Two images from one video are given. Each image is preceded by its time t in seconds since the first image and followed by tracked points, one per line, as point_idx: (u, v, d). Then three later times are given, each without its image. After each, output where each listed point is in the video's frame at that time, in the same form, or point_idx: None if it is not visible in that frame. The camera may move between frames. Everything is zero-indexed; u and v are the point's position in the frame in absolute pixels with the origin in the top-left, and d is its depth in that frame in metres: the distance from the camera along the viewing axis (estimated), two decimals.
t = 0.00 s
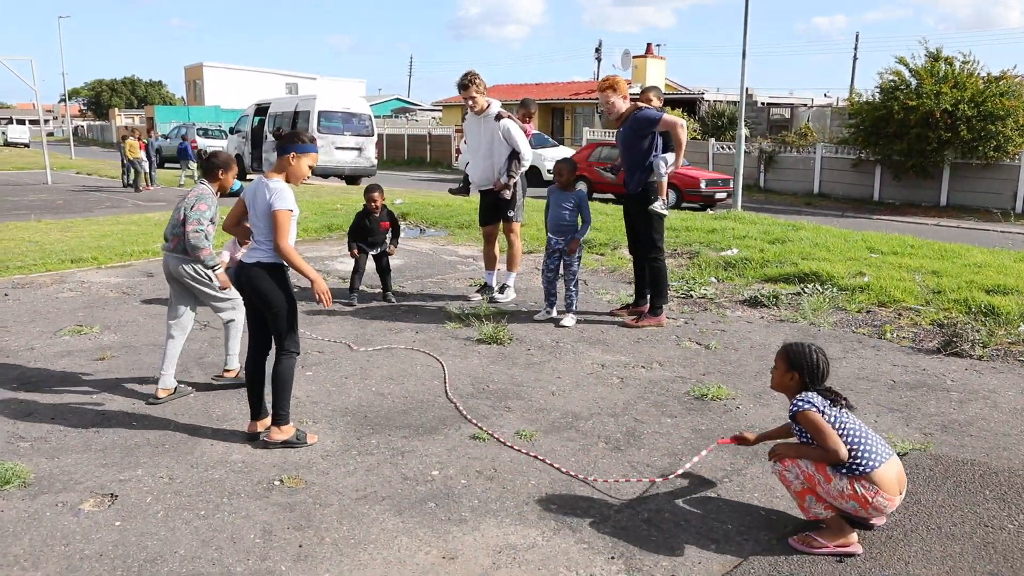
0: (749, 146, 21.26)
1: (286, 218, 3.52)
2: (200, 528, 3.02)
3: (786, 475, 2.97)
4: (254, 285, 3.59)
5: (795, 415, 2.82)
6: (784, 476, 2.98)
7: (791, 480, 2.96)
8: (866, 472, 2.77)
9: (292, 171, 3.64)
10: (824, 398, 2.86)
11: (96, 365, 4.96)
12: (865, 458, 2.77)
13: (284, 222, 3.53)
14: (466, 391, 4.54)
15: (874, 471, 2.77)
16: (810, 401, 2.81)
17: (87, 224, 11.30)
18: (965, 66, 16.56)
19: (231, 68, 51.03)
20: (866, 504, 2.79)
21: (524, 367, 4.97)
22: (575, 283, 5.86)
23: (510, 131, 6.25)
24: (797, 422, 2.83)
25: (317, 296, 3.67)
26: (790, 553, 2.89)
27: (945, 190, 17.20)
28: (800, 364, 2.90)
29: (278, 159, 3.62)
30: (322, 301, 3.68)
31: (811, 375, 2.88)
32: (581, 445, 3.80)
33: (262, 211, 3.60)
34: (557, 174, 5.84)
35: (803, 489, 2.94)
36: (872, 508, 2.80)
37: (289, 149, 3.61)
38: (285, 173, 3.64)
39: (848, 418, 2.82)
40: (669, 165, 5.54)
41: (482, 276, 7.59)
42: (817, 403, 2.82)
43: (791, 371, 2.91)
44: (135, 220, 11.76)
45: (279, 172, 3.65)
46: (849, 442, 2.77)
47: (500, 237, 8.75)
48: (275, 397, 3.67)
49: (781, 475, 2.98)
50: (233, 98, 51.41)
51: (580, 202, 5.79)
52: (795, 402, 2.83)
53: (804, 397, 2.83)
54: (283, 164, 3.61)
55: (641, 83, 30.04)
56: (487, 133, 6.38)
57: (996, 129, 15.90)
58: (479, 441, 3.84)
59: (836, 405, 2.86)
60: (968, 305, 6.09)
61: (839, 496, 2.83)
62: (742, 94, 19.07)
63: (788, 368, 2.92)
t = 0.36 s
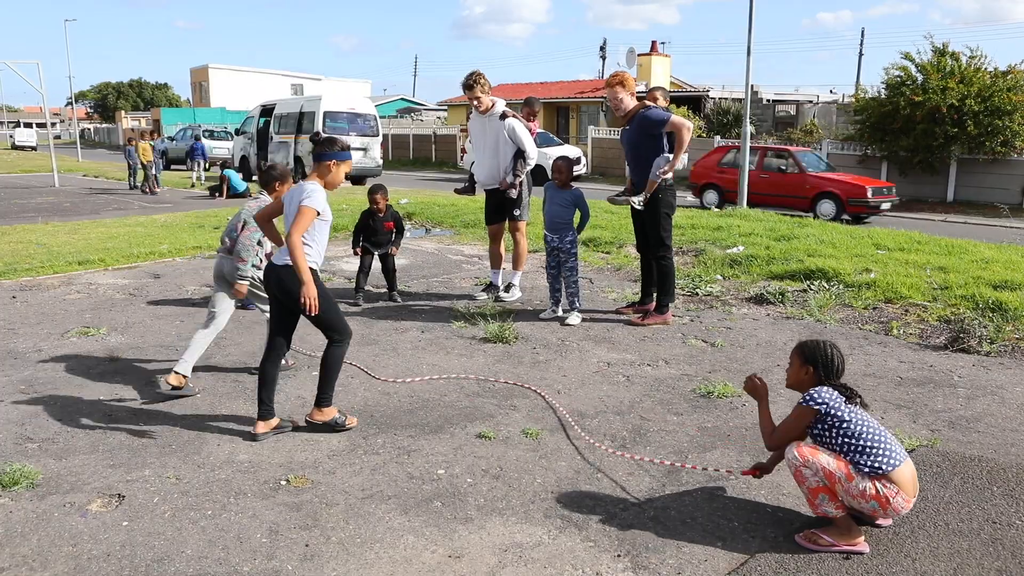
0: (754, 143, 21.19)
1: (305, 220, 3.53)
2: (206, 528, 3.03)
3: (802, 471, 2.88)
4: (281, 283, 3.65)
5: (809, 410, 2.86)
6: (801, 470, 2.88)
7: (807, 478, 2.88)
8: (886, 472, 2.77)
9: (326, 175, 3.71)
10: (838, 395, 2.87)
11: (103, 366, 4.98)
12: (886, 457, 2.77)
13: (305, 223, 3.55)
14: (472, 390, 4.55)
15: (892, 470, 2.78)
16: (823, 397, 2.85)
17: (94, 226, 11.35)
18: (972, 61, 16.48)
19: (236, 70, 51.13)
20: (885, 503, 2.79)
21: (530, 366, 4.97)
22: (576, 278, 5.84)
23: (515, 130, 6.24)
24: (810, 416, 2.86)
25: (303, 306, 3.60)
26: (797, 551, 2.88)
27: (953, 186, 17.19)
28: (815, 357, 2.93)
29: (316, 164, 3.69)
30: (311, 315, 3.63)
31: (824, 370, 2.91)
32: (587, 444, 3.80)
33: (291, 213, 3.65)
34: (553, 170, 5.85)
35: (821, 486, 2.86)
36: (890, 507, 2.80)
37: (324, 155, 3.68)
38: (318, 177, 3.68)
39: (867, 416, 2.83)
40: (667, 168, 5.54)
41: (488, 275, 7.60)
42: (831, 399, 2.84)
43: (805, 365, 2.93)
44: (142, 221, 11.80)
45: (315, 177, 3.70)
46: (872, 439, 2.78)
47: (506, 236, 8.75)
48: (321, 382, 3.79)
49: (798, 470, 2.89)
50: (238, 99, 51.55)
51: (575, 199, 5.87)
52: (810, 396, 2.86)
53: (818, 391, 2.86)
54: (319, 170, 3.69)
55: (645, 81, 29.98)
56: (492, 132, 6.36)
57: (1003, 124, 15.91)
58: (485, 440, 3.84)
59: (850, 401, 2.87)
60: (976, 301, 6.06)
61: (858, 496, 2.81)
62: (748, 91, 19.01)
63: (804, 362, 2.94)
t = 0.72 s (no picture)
0: (754, 145, 21.20)
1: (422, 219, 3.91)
2: (204, 528, 3.03)
3: (797, 472, 2.92)
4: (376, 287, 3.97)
5: (810, 418, 2.84)
6: (796, 472, 2.93)
7: (803, 479, 2.91)
8: (881, 487, 2.75)
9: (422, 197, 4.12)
10: (843, 406, 2.83)
11: (102, 366, 4.99)
12: (882, 473, 2.75)
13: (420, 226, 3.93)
14: (470, 390, 4.55)
15: (886, 485, 2.76)
16: (826, 406, 2.82)
17: (93, 227, 11.35)
18: (971, 63, 16.49)
19: (236, 71, 51.17)
20: (875, 517, 2.79)
21: (529, 367, 4.97)
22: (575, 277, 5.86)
23: (514, 133, 6.23)
24: (811, 424, 2.84)
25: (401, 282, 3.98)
26: (795, 552, 2.88)
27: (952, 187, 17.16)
28: (823, 364, 2.90)
29: (412, 184, 4.13)
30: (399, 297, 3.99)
31: (832, 377, 2.88)
32: (585, 445, 3.80)
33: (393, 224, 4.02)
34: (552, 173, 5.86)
35: (814, 488, 2.89)
36: (880, 521, 2.79)
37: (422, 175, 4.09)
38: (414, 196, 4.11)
39: (871, 427, 2.79)
40: (669, 170, 5.56)
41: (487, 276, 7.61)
42: (833, 412, 2.80)
43: (813, 370, 2.92)
44: (141, 222, 11.81)
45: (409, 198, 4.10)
46: (871, 454, 2.75)
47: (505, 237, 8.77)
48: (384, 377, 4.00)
49: (794, 471, 2.93)
50: (238, 101, 51.58)
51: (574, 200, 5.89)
52: (816, 405, 2.84)
53: (822, 402, 2.84)
54: (415, 188, 4.10)
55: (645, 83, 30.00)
56: (491, 134, 6.35)
57: (1003, 126, 15.89)
58: (484, 440, 3.84)
59: (854, 413, 2.82)
60: (974, 302, 6.06)
61: (849, 506, 2.81)
62: (748, 93, 19.02)
63: (812, 368, 2.92)
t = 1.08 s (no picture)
0: (750, 146, 21.23)
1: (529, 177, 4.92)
2: (198, 529, 3.02)
3: (793, 472, 2.92)
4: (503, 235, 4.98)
5: (808, 420, 2.82)
6: (792, 472, 2.93)
7: (799, 480, 2.91)
8: (877, 489, 2.76)
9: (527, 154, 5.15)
10: (840, 408, 2.82)
11: (96, 368, 4.98)
12: (879, 475, 2.76)
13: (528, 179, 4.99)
14: (464, 391, 4.55)
15: (882, 488, 2.76)
16: (824, 409, 2.81)
17: (89, 228, 11.35)
18: (966, 64, 16.54)
19: (232, 72, 51.13)
20: (869, 519, 2.80)
21: (524, 368, 4.97)
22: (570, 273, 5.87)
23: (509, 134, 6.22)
24: (808, 427, 2.82)
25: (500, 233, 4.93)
26: (788, 551, 2.89)
27: (947, 187, 17.19)
28: (821, 366, 2.88)
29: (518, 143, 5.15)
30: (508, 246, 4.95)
31: (830, 379, 2.85)
32: (580, 445, 3.81)
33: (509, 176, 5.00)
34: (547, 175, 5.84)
35: (810, 489, 2.89)
36: (874, 523, 2.80)
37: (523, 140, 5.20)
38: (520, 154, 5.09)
39: (868, 429, 2.79)
40: (665, 172, 5.57)
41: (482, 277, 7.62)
42: (831, 415, 2.79)
43: (811, 372, 2.89)
44: (137, 223, 11.81)
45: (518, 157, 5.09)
46: (868, 457, 2.75)
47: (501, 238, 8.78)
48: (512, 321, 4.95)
49: (790, 470, 2.94)
50: (235, 102, 51.53)
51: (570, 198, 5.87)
52: (813, 408, 2.82)
53: (820, 405, 2.82)
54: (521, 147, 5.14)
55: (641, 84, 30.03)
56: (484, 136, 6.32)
57: (997, 127, 15.90)
58: (478, 441, 3.84)
59: (851, 416, 2.81)
60: (968, 303, 6.08)
61: (844, 507, 2.81)
62: (744, 94, 19.04)
63: (809, 369, 2.90)
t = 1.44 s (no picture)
0: (740, 149, 21.31)
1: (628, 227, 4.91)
2: (186, 535, 3.01)
3: (782, 473, 2.94)
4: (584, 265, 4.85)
5: (796, 422, 2.83)
6: (781, 473, 2.94)
7: (787, 481, 2.93)
8: (864, 490, 2.77)
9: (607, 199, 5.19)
10: (828, 411, 2.83)
11: (84, 373, 4.96)
12: (867, 477, 2.77)
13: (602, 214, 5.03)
14: (454, 395, 4.55)
15: (870, 489, 2.78)
16: (813, 411, 2.82)
17: (78, 233, 11.29)
18: (952, 67, 16.65)
19: (222, 76, 51.00)
20: (857, 520, 2.81)
21: (514, 371, 4.97)
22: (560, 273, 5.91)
23: (494, 138, 6.28)
24: (796, 429, 2.84)
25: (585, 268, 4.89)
26: (776, 552, 2.90)
27: (935, 190, 17.30)
28: (809, 369, 2.89)
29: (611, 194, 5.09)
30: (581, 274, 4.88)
31: (818, 382, 2.87)
32: (569, 448, 3.81)
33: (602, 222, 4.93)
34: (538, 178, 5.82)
35: (798, 490, 2.91)
36: (861, 524, 2.81)
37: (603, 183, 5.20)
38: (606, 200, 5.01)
39: (857, 432, 2.80)
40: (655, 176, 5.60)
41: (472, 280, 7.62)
42: (819, 417, 2.81)
43: (799, 375, 2.90)
44: (126, 228, 11.76)
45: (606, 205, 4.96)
46: (855, 459, 2.76)
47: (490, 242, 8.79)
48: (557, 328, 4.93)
49: (778, 471, 2.95)
50: (224, 106, 51.39)
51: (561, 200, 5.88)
52: (801, 410, 2.84)
53: (808, 407, 2.83)
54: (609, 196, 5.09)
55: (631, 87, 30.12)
56: (470, 140, 6.36)
57: (984, 130, 16.02)
58: (467, 445, 3.84)
59: (840, 418, 2.82)
60: (956, 304, 6.12)
61: (832, 507, 2.83)
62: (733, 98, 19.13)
63: (798, 373, 2.91)
